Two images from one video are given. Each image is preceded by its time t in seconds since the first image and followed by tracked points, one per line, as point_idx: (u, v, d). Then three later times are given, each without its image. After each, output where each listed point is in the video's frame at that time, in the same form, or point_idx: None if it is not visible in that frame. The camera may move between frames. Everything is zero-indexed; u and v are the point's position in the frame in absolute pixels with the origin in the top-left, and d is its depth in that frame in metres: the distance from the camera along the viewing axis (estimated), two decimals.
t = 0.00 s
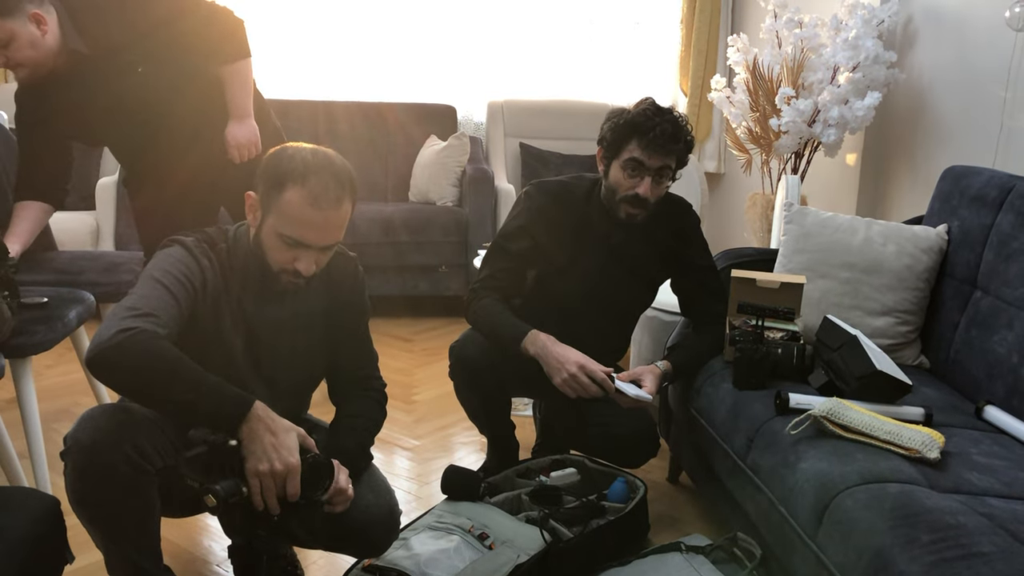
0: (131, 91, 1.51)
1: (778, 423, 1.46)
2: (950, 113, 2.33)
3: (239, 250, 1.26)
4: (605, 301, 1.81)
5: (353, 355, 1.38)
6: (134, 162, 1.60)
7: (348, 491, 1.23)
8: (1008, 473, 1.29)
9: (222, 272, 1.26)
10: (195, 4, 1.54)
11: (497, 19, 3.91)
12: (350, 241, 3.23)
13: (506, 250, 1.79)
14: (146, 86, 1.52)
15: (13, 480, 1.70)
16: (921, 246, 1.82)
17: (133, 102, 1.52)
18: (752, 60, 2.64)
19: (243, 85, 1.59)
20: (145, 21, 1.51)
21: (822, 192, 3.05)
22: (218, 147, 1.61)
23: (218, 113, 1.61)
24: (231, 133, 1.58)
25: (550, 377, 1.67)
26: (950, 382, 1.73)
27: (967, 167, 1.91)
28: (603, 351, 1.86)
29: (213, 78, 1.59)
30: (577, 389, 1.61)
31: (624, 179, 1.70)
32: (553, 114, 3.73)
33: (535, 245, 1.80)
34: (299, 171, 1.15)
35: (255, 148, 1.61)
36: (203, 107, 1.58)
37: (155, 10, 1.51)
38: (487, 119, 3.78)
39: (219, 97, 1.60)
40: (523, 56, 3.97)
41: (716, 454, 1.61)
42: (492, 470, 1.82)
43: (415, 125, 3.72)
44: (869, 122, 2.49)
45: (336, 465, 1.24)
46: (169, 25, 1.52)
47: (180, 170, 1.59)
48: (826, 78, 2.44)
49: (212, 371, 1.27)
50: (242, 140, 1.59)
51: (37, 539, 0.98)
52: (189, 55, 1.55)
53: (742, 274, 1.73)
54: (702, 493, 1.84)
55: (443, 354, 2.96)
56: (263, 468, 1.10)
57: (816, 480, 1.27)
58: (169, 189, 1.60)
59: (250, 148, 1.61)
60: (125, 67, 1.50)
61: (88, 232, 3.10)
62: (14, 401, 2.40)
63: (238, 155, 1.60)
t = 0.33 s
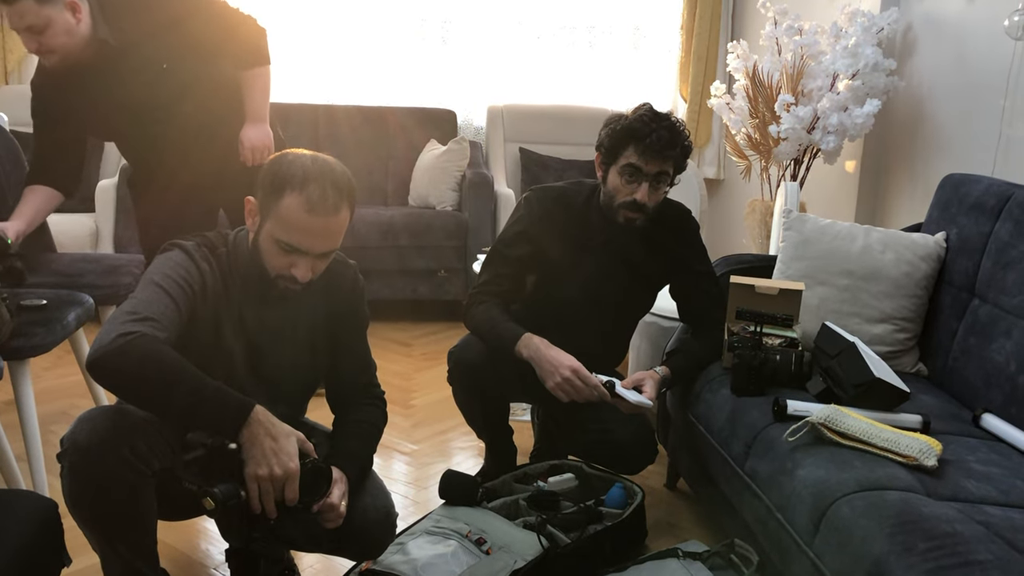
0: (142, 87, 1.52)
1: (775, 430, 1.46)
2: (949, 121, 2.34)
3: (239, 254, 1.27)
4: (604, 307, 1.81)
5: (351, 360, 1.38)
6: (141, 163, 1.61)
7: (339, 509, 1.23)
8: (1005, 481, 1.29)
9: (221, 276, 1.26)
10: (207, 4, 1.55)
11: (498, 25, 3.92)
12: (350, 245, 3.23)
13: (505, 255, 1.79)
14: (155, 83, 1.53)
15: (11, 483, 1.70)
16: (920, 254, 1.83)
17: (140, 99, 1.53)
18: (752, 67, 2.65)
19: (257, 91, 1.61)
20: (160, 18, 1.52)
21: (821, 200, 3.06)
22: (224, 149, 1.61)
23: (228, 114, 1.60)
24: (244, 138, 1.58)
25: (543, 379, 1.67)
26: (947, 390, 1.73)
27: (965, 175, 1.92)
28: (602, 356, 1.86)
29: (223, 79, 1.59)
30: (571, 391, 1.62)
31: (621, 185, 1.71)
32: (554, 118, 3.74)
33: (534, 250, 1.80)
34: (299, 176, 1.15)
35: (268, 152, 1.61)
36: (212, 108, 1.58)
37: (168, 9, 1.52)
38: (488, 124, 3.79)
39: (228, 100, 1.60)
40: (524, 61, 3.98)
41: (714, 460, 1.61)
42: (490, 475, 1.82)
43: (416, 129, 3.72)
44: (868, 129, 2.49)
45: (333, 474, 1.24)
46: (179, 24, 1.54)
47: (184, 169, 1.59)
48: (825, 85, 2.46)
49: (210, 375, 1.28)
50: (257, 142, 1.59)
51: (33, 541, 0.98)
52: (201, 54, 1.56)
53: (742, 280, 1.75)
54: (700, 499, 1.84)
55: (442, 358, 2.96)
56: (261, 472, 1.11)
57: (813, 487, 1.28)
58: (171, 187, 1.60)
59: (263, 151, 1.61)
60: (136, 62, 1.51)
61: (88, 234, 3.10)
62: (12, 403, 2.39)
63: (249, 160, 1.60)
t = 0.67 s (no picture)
0: (150, 85, 1.62)
1: (771, 436, 1.46)
2: (945, 127, 2.34)
3: (234, 260, 1.27)
4: (600, 312, 1.81)
5: (347, 366, 1.38)
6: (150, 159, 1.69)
7: (335, 508, 1.23)
8: (1000, 488, 1.30)
9: (216, 280, 1.26)
10: (207, 6, 1.61)
11: (497, 30, 3.93)
12: (347, 249, 3.23)
13: (502, 259, 1.80)
14: (163, 84, 1.61)
15: (5, 487, 1.69)
16: (916, 260, 1.83)
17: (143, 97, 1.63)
18: (749, 72, 2.66)
19: (268, 92, 1.64)
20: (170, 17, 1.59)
21: (818, 206, 3.06)
22: (224, 150, 1.67)
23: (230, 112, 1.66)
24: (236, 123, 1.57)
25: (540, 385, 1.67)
26: (943, 396, 1.74)
27: (961, 182, 1.92)
28: (599, 361, 1.86)
29: (225, 78, 1.64)
30: (568, 398, 1.61)
31: (618, 191, 1.71)
32: (551, 123, 3.75)
33: (531, 254, 1.81)
34: (295, 181, 1.16)
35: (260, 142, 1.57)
36: (213, 109, 1.64)
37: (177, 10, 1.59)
38: (485, 129, 3.79)
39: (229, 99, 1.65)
40: (522, 66, 3.99)
41: (710, 466, 1.61)
42: (486, 480, 1.82)
43: (414, 134, 3.72)
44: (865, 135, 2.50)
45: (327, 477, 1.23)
46: (186, 24, 1.60)
47: (187, 170, 1.66)
48: (822, 92, 2.45)
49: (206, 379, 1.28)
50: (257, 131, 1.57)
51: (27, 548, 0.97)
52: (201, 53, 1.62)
53: (739, 286, 1.76)
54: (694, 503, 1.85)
55: (438, 362, 2.96)
56: (257, 477, 1.10)
57: (809, 493, 1.28)
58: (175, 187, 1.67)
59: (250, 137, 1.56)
60: (141, 63, 1.61)
61: (84, 237, 3.10)
62: (7, 406, 2.39)
63: (237, 147, 1.56)
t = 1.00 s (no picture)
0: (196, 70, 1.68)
1: (766, 440, 1.46)
2: (941, 131, 2.35)
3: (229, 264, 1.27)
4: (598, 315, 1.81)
5: (344, 370, 1.38)
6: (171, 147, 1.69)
7: (330, 511, 1.22)
8: (996, 491, 1.30)
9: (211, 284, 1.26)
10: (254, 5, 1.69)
11: (494, 33, 3.93)
12: (343, 252, 3.23)
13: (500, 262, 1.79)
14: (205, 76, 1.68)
15: None
16: (912, 263, 1.83)
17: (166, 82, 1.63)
18: (745, 76, 2.67)
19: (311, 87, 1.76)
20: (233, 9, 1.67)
21: (815, 210, 3.07)
22: (229, 146, 1.68)
23: (261, 90, 1.64)
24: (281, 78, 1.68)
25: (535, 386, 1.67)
26: (939, 400, 1.74)
27: (957, 185, 1.92)
28: (596, 365, 1.86)
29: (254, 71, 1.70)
30: (564, 399, 1.61)
31: (614, 192, 1.71)
32: (548, 126, 3.75)
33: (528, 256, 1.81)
34: (289, 185, 1.15)
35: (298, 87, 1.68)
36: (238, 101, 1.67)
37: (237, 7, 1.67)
38: (482, 131, 3.80)
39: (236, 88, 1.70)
40: (519, 69, 3.99)
41: (705, 470, 1.61)
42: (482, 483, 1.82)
43: (411, 136, 3.72)
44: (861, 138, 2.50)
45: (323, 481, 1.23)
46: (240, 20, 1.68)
47: (199, 165, 1.67)
48: (818, 95, 2.47)
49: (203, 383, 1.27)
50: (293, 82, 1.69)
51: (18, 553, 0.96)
52: (224, 45, 1.68)
53: (733, 289, 1.76)
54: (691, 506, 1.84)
55: (434, 365, 2.96)
56: (252, 480, 1.11)
57: (804, 497, 1.28)
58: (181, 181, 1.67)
59: (285, 85, 1.66)
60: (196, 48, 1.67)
61: (80, 240, 3.09)
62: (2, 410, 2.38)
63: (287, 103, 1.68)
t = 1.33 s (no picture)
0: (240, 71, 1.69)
1: (763, 441, 1.46)
2: (937, 133, 2.36)
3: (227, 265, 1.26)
4: (596, 315, 1.81)
5: (341, 370, 1.38)
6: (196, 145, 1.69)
7: (328, 511, 1.22)
8: (991, 492, 1.30)
9: (210, 284, 1.26)
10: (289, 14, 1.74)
11: (492, 34, 3.93)
12: (341, 252, 3.23)
13: (499, 262, 1.79)
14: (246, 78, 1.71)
15: None
16: (908, 264, 1.84)
17: (206, 95, 1.64)
18: (742, 77, 2.67)
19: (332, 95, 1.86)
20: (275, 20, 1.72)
21: (811, 212, 3.07)
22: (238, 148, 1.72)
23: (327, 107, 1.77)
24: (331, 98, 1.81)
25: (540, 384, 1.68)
26: (935, 401, 1.74)
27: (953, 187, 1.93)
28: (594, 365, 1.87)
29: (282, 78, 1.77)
30: (568, 395, 1.62)
31: (613, 193, 1.71)
32: (546, 127, 3.76)
33: (526, 257, 1.80)
34: (288, 185, 1.16)
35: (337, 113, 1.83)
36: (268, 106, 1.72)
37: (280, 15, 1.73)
38: (480, 132, 3.80)
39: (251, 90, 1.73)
40: (518, 70, 3.99)
41: (702, 470, 1.62)
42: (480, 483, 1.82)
43: (409, 136, 3.73)
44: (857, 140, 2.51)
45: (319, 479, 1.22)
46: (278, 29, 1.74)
47: (211, 167, 1.69)
48: (815, 96, 2.46)
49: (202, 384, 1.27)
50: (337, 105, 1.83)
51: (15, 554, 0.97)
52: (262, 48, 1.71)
53: (731, 291, 1.76)
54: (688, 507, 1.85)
55: (432, 365, 2.96)
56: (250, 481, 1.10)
57: (801, 497, 1.28)
58: (199, 186, 1.70)
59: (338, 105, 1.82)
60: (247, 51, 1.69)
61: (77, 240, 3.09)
62: None
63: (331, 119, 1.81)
